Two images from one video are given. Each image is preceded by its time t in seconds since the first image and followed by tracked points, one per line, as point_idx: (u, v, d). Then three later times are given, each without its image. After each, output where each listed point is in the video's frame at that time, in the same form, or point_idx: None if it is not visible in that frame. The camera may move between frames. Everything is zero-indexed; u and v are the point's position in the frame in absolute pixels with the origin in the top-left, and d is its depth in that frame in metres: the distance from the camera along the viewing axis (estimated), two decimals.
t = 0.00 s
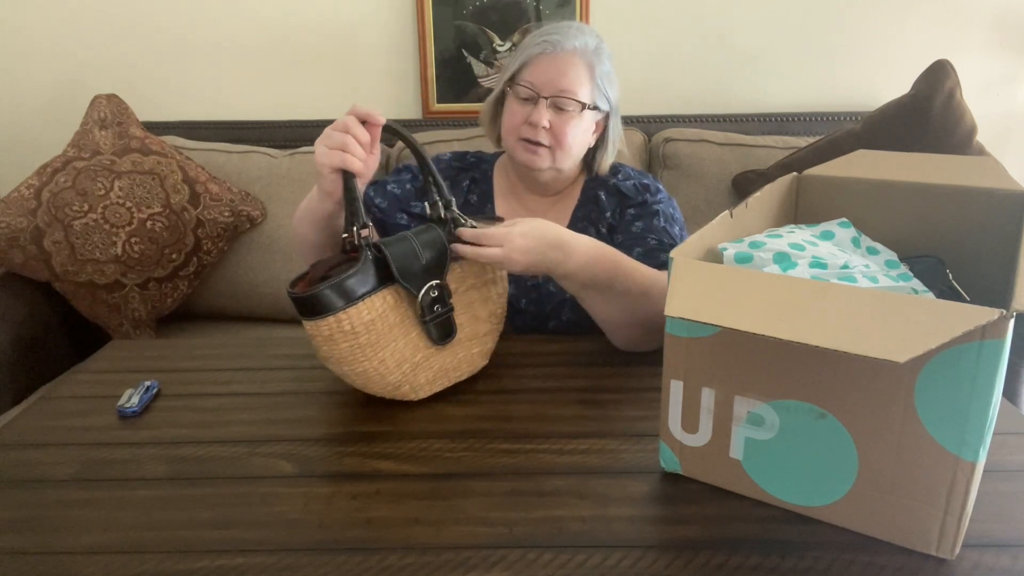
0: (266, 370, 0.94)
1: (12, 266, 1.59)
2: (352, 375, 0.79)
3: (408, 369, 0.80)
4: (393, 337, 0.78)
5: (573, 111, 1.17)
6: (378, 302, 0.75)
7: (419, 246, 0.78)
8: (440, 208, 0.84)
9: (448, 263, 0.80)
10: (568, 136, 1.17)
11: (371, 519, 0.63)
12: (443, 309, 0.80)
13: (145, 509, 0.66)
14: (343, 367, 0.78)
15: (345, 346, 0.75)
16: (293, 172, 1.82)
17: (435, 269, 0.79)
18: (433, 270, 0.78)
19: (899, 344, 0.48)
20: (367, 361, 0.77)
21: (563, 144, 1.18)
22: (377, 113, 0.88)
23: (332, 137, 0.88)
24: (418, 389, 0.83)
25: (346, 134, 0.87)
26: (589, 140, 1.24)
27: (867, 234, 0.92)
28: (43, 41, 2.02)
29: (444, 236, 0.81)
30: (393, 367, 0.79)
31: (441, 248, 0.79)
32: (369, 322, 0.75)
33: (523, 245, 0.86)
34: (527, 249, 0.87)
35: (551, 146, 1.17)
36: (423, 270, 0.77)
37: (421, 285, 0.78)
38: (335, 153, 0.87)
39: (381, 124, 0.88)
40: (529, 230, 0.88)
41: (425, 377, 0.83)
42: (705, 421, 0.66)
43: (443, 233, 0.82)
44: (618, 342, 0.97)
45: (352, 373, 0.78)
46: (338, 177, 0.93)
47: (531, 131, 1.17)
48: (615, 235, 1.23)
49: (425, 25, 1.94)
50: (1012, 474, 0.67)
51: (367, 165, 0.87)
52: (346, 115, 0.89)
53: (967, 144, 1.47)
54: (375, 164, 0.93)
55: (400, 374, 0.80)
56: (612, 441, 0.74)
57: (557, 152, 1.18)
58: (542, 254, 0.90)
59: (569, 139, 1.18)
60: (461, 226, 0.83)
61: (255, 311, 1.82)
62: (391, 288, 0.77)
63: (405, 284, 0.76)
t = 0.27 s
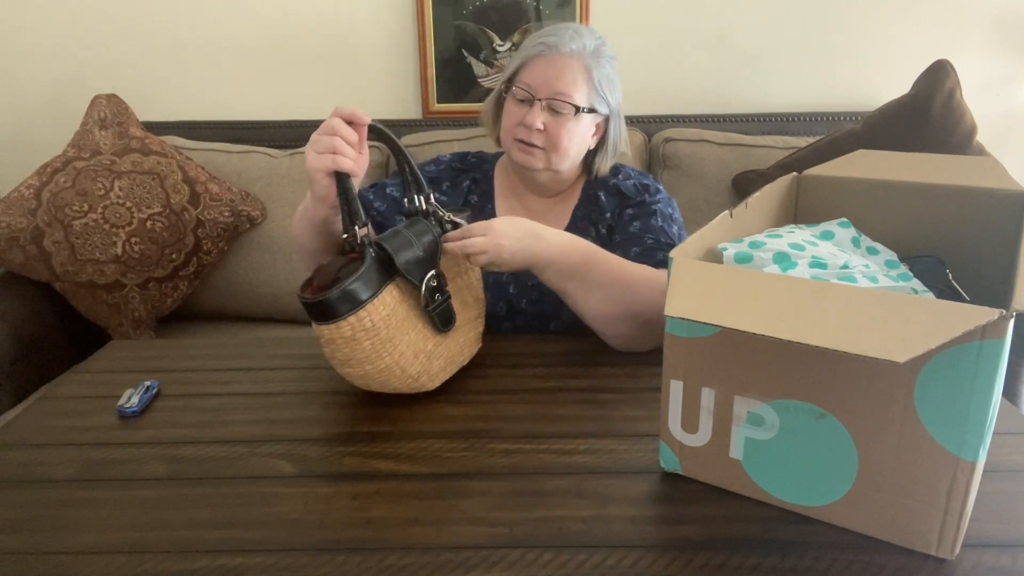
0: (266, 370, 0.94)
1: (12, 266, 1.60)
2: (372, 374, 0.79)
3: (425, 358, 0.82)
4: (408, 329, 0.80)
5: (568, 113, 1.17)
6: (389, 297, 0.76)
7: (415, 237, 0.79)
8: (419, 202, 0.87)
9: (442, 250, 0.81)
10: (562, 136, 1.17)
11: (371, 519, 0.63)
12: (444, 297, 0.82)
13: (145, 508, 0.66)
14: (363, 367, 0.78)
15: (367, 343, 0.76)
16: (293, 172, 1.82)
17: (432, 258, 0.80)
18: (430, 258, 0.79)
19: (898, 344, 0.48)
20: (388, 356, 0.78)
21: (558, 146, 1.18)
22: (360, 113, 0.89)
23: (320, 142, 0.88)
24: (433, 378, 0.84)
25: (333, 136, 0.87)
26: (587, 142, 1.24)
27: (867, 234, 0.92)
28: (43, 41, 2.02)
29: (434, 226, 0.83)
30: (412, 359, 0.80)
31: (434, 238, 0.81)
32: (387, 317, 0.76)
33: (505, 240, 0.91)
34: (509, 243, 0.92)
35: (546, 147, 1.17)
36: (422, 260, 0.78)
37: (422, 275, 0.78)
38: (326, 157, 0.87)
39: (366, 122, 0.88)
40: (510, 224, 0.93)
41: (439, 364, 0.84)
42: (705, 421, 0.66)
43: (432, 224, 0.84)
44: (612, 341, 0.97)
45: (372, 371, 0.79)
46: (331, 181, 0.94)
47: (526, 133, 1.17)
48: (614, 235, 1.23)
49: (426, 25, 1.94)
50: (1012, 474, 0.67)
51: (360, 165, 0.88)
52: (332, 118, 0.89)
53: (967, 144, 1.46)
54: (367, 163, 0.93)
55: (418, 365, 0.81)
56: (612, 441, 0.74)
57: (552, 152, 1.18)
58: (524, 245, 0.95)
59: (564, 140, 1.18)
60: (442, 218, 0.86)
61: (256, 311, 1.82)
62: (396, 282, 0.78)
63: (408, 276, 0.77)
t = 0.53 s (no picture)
0: (266, 370, 0.94)
1: (12, 266, 1.60)
2: (392, 370, 0.80)
3: (438, 351, 0.84)
4: (422, 323, 0.81)
5: (565, 115, 1.18)
6: (405, 291, 0.78)
7: (419, 234, 0.81)
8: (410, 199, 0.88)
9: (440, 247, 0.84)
10: (560, 137, 1.17)
11: (371, 519, 0.63)
12: (445, 293, 0.85)
13: (145, 508, 0.66)
14: (386, 362, 0.79)
15: (390, 336, 0.77)
16: (293, 172, 1.82)
17: (433, 255, 0.82)
18: (433, 255, 0.82)
19: (898, 344, 0.48)
20: (411, 349, 0.79)
21: (555, 147, 1.18)
22: (372, 112, 0.89)
23: (332, 141, 0.88)
24: (444, 372, 0.86)
25: (346, 134, 0.87)
26: (586, 143, 1.24)
27: (867, 234, 0.92)
28: (43, 41, 2.02)
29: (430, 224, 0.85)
30: (429, 352, 0.82)
31: (432, 236, 0.83)
32: (406, 311, 0.78)
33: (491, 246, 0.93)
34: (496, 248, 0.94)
35: (543, 147, 1.18)
36: (428, 257, 0.81)
37: (429, 270, 0.81)
38: (339, 156, 0.88)
39: (378, 122, 0.89)
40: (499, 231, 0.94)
41: (448, 357, 0.86)
42: (704, 421, 0.66)
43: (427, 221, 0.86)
44: (607, 341, 0.97)
45: (393, 367, 0.80)
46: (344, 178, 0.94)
47: (523, 134, 1.17)
48: (613, 236, 1.23)
49: (426, 25, 1.94)
50: (1012, 474, 0.67)
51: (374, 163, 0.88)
52: (343, 117, 0.89)
53: (967, 144, 1.47)
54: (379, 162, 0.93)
55: (434, 357, 0.83)
56: (612, 441, 0.74)
57: (550, 152, 1.18)
58: (510, 249, 0.97)
59: (562, 140, 1.18)
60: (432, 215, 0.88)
61: (255, 311, 1.82)
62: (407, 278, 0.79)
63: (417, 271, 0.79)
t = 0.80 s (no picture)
0: (266, 370, 0.94)
1: (12, 266, 1.60)
2: (396, 370, 0.80)
3: (441, 352, 0.84)
4: (425, 324, 0.81)
5: (565, 110, 1.18)
6: (409, 293, 0.78)
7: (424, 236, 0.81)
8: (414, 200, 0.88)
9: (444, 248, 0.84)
10: (560, 133, 1.17)
11: (371, 519, 0.63)
12: (449, 294, 0.85)
13: (145, 509, 0.66)
14: (391, 361, 0.79)
15: (395, 336, 0.77)
16: (293, 172, 1.82)
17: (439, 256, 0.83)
18: (438, 255, 0.82)
19: (899, 345, 0.48)
20: (415, 350, 0.79)
21: (556, 143, 1.18)
22: (379, 115, 0.89)
23: (338, 142, 0.88)
24: (446, 373, 0.86)
25: (352, 136, 0.87)
26: (586, 140, 1.24)
27: (867, 234, 0.92)
28: (42, 41, 2.02)
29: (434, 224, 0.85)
30: (432, 353, 0.82)
31: (438, 236, 0.83)
32: (410, 311, 0.78)
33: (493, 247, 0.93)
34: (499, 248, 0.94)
35: (543, 143, 1.18)
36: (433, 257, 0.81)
37: (433, 271, 0.81)
38: (344, 157, 0.88)
39: (384, 125, 0.89)
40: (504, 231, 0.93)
41: (450, 358, 0.87)
42: (704, 421, 0.66)
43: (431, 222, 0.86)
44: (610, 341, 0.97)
45: (397, 367, 0.80)
46: (349, 179, 0.94)
47: (524, 131, 1.18)
48: (615, 236, 1.23)
49: (425, 25, 1.94)
50: (1012, 474, 0.67)
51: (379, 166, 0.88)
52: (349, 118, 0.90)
53: (967, 144, 1.47)
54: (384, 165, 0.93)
55: (437, 358, 0.83)
56: (612, 441, 0.74)
57: (550, 148, 1.17)
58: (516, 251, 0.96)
59: (561, 136, 1.18)
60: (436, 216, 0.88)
61: (255, 311, 1.82)
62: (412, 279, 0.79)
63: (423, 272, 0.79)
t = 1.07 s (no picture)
0: (266, 370, 0.94)
1: (12, 266, 1.60)
2: (392, 371, 0.80)
3: (438, 353, 0.83)
4: (421, 325, 0.81)
5: (565, 105, 1.18)
6: (405, 293, 0.78)
7: (421, 236, 0.81)
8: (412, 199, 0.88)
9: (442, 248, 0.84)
10: (560, 127, 1.17)
11: (371, 519, 0.63)
12: (448, 294, 0.84)
13: (145, 509, 0.66)
14: (385, 362, 0.79)
15: (389, 338, 0.77)
16: (293, 172, 1.82)
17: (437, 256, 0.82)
18: (436, 256, 0.82)
19: (899, 345, 0.48)
20: (410, 351, 0.79)
21: (556, 138, 1.17)
22: (372, 115, 0.89)
23: (333, 143, 0.88)
24: (444, 373, 0.85)
25: (346, 137, 0.87)
26: (586, 136, 1.24)
27: (867, 234, 0.92)
28: (42, 41, 2.02)
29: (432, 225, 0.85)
30: (429, 354, 0.82)
31: (435, 236, 0.83)
32: (405, 313, 0.78)
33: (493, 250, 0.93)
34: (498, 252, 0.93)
35: (543, 139, 1.17)
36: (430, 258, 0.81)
37: (430, 272, 0.81)
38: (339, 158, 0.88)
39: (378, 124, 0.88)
40: (504, 235, 0.93)
41: (449, 358, 0.86)
42: (704, 421, 0.66)
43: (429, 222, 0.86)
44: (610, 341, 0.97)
45: (393, 368, 0.80)
46: (346, 179, 0.94)
47: (524, 126, 1.18)
48: (615, 236, 1.23)
49: (425, 25, 1.94)
50: (1013, 474, 0.67)
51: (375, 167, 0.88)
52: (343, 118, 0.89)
53: (967, 144, 1.47)
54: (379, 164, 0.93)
55: (433, 359, 0.83)
56: (613, 441, 0.74)
57: (550, 144, 1.17)
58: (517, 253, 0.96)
59: (561, 131, 1.18)
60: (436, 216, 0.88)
61: (255, 311, 1.82)
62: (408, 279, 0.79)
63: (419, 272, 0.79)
